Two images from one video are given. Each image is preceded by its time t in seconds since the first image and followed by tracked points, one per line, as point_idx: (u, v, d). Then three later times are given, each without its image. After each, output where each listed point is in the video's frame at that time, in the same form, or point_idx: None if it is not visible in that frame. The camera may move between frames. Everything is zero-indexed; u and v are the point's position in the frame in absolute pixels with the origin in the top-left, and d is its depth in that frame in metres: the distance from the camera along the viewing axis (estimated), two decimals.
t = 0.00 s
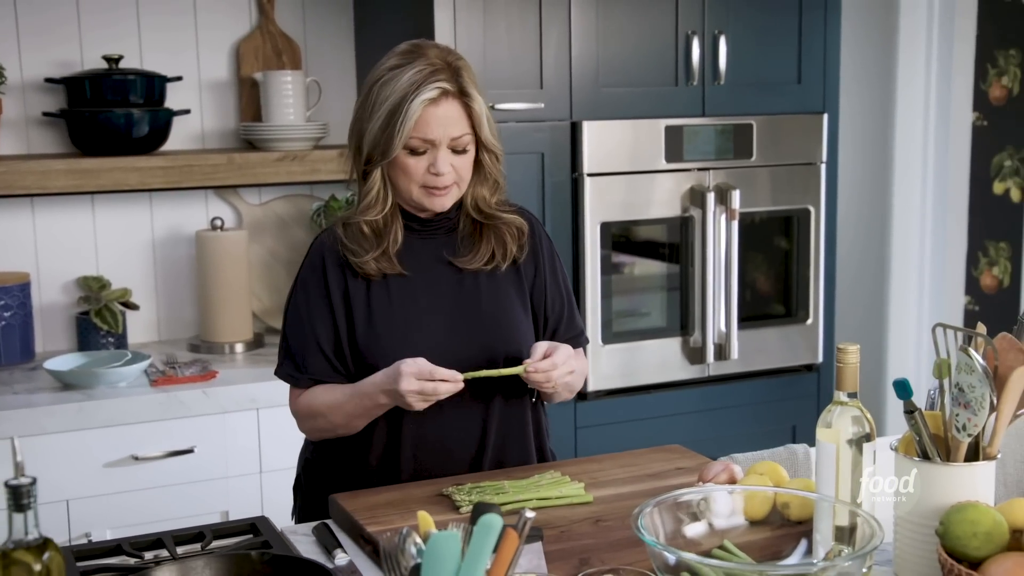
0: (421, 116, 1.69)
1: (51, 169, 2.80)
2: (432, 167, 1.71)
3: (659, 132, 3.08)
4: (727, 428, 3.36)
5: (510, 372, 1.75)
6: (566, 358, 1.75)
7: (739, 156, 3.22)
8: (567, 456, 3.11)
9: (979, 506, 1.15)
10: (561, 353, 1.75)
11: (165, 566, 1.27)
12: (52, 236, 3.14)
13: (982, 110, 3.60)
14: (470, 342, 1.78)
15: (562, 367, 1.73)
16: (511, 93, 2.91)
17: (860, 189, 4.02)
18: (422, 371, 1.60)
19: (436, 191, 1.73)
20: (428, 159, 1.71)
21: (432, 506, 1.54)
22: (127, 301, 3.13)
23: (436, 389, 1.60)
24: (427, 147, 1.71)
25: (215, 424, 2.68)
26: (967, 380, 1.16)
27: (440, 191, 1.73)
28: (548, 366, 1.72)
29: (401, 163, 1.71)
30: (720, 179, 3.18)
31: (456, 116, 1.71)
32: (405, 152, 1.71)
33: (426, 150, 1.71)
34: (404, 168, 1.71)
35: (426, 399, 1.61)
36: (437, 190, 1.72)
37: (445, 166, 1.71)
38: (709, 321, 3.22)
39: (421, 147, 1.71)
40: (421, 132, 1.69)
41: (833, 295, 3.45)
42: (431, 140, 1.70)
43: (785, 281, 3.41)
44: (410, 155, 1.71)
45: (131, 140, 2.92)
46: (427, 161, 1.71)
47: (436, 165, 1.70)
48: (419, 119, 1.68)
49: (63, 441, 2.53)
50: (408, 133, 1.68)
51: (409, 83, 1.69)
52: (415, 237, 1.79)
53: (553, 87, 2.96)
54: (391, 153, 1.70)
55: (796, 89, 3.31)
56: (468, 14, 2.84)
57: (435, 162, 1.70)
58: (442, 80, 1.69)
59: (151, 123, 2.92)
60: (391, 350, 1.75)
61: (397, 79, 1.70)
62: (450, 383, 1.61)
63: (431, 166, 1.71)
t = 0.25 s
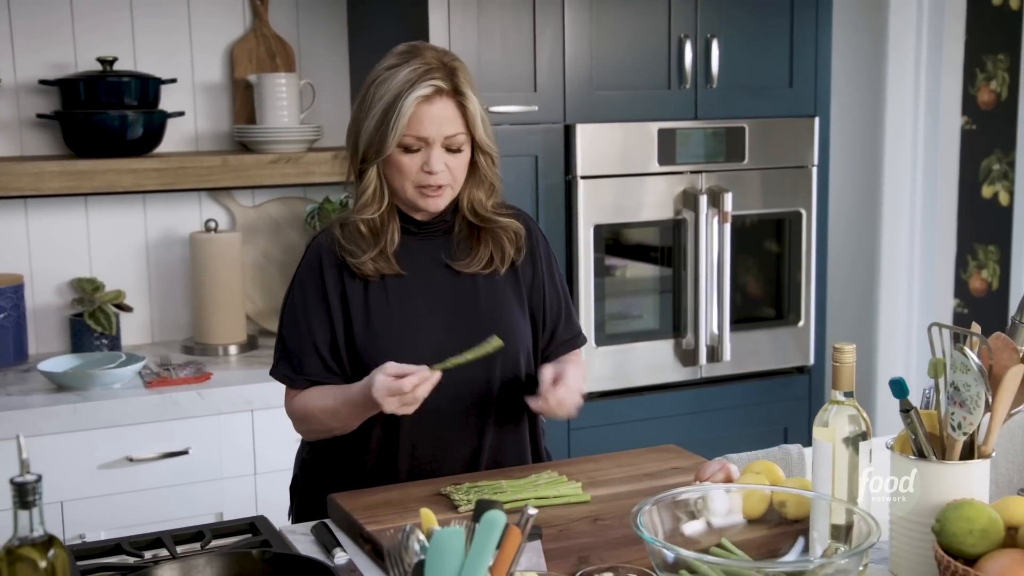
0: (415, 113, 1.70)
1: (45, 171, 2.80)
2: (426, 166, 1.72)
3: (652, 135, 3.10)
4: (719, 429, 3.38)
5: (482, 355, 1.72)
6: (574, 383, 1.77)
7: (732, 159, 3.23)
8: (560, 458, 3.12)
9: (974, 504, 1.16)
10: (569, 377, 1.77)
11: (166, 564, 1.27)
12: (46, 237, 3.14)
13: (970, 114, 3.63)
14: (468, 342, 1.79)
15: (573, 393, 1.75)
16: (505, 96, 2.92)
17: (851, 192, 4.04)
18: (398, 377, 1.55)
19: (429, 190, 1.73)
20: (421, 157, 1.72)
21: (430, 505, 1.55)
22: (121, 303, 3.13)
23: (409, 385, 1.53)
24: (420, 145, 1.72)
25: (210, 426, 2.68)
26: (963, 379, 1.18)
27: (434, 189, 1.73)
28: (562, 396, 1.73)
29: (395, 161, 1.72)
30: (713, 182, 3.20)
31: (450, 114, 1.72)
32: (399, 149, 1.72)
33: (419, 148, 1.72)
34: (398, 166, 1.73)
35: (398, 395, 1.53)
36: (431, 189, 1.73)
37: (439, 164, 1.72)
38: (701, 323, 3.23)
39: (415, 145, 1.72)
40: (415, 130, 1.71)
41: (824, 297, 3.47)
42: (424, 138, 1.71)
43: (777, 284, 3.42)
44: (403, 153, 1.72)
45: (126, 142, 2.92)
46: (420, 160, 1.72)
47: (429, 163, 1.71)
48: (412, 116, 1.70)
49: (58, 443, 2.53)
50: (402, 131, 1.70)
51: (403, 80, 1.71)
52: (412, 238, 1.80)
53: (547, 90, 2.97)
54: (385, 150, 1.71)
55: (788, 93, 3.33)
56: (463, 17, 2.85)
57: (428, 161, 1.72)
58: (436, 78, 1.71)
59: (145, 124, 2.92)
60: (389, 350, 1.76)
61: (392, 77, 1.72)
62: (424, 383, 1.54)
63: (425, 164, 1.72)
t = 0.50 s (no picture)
0: (402, 102, 1.73)
1: (42, 173, 2.80)
2: (410, 156, 1.73)
3: (648, 138, 3.11)
4: (714, 432, 3.39)
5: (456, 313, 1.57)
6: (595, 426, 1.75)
7: (727, 162, 3.25)
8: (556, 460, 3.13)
9: (974, 504, 1.17)
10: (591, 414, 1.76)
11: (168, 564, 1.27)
12: (42, 239, 3.13)
13: (964, 119, 3.66)
14: (469, 342, 1.79)
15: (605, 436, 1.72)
16: (503, 99, 2.93)
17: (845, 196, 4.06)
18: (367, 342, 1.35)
19: (411, 181, 1.74)
20: (406, 147, 1.73)
21: (431, 505, 1.55)
22: (117, 305, 3.13)
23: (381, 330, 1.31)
24: (407, 135, 1.74)
25: (206, 427, 2.68)
26: (962, 380, 1.19)
27: (416, 181, 1.74)
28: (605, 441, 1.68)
29: (381, 149, 1.74)
30: (708, 185, 3.21)
31: (438, 107, 1.74)
32: (385, 137, 1.74)
33: (405, 137, 1.74)
34: (383, 154, 1.74)
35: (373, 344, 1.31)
36: (413, 180, 1.74)
37: (421, 156, 1.73)
38: (697, 326, 3.25)
39: (401, 134, 1.74)
40: (401, 118, 1.73)
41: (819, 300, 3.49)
42: (410, 128, 1.73)
43: (772, 287, 3.44)
44: (389, 142, 1.74)
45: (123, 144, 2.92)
46: (405, 149, 1.73)
47: (413, 154, 1.73)
48: (398, 104, 1.73)
49: (54, 444, 2.53)
50: (388, 118, 1.72)
51: (397, 71, 1.75)
52: (408, 235, 1.81)
53: (544, 93, 2.98)
54: (372, 136, 1.74)
55: (783, 96, 3.35)
56: (460, 20, 2.86)
57: (412, 151, 1.73)
58: (427, 70, 1.74)
59: (142, 126, 2.92)
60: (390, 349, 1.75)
61: (386, 68, 1.76)
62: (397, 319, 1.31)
63: (409, 155, 1.73)
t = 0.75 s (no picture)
0: (402, 101, 1.74)
1: (42, 174, 2.80)
2: (407, 155, 1.73)
3: (647, 141, 3.11)
4: (713, 434, 3.39)
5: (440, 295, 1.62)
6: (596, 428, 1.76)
7: (726, 165, 3.26)
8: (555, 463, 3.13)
9: (976, 506, 1.18)
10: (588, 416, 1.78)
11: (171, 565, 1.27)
12: (41, 240, 3.13)
13: (961, 123, 3.67)
14: (470, 343, 1.80)
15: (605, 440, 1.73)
16: (503, 101, 2.93)
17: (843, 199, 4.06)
18: (347, 275, 1.39)
19: (409, 181, 1.74)
20: (404, 146, 1.74)
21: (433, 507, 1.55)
22: (116, 306, 3.12)
23: (353, 242, 1.39)
24: (406, 134, 1.74)
25: (206, 429, 2.68)
26: (964, 383, 1.19)
27: (414, 181, 1.74)
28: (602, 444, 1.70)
29: (380, 147, 1.75)
30: (707, 188, 3.22)
31: (438, 108, 1.75)
32: (384, 136, 1.74)
33: (404, 137, 1.74)
34: (382, 153, 1.75)
35: (348, 260, 1.38)
36: (411, 180, 1.74)
37: (420, 155, 1.73)
38: (695, 329, 3.25)
39: (400, 133, 1.74)
40: (400, 117, 1.74)
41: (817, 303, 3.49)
42: (409, 127, 1.74)
43: (770, 289, 3.44)
44: (388, 141, 1.74)
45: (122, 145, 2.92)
46: (403, 148, 1.74)
47: (410, 153, 1.73)
48: (398, 104, 1.74)
49: (54, 445, 2.53)
50: (388, 116, 1.73)
51: (399, 71, 1.76)
52: (410, 236, 1.82)
53: (544, 96, 2.98)
54: (372, 134, 1.74)
55: (782, 100, 3.35)
56: (460, 23, 2.86)
57: (410, 150, 1.73)
58: (429, 71, 1.75)
59: (142, 128, 2.92)
60: (391, 350, 1.74)
61: (390, 68, 1.77)
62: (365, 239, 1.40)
63: (406, 154, 1.73)
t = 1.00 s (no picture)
0: (411, 103, 1.74)
1: (46, 175, 2.80)
2: (416, 157, 1.73)
3: (651, 142, 3.11)
4: (717, 436, 3.39)
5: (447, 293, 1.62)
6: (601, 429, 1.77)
7: (730, 166, 3.25)
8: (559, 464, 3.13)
9: (985, 508, 1.18)
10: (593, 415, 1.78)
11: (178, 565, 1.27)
12: (45, 241, 3.13)
13: (964, 124, 3.66)
14: (475, 343, 1.80)
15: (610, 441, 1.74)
16: (506, 103, 2.93)
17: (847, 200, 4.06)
18: (355, 272, 1.39)
19: (418, 182, 1.74)
20: (413, 148, 1.74)
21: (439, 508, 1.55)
22: (120, 307, 3.13)
23: (360, 237, 1.40)
24: (414, 136, 1.74)
25: (210, 430, 2.68)
26: (972, 384, 1.19)
27: (423, 182, 1.74)
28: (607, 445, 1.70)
29: (388, 149, 1.75)
30: (711, 189, 3.22)
31: (447, 110, 1.75)
32: (392, 137, 1.74)
33: (413, 138, 1.74)
34: (391, 154, 1.75)
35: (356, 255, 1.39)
36: (420, 181, 1.74)
37: (429, 157, 1.73)
38: (699, 330, 3.25)
39: (408, 134, 1.74)
40: (409, 119, 1.74)
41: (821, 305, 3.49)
42: (417, 129, 1.74)
43: (774, 291, 3.44)
44: (397, 142, 1.74)
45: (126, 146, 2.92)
46: (412, 150, 1.74)
47: (419, 155, 1.73)
48: (407, 106, 1.73)
49: (58, 446, 2.53)
50: (396, 118, 1.73)
51: (407, 73, 1.76)
52: (416, 238, 1.82)
53: (547, 98, 2.98)
54: (381, 136, 1.75)
55: (786, 101, 3.35)
56: (464, 25, 2.86)
57: (419, 152, 1.73)
58: (437, 73, 1.75)
59: (146, 129, 2.92)
60: (396, 350, 1.75)
61: (398, 70, 1.77)
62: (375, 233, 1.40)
63: (415, 155, 1.73)
